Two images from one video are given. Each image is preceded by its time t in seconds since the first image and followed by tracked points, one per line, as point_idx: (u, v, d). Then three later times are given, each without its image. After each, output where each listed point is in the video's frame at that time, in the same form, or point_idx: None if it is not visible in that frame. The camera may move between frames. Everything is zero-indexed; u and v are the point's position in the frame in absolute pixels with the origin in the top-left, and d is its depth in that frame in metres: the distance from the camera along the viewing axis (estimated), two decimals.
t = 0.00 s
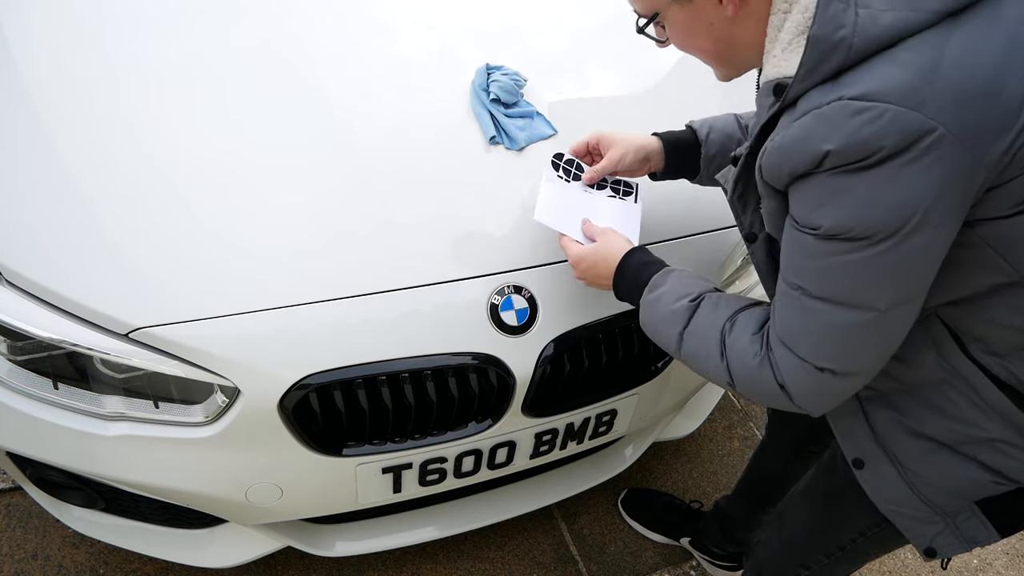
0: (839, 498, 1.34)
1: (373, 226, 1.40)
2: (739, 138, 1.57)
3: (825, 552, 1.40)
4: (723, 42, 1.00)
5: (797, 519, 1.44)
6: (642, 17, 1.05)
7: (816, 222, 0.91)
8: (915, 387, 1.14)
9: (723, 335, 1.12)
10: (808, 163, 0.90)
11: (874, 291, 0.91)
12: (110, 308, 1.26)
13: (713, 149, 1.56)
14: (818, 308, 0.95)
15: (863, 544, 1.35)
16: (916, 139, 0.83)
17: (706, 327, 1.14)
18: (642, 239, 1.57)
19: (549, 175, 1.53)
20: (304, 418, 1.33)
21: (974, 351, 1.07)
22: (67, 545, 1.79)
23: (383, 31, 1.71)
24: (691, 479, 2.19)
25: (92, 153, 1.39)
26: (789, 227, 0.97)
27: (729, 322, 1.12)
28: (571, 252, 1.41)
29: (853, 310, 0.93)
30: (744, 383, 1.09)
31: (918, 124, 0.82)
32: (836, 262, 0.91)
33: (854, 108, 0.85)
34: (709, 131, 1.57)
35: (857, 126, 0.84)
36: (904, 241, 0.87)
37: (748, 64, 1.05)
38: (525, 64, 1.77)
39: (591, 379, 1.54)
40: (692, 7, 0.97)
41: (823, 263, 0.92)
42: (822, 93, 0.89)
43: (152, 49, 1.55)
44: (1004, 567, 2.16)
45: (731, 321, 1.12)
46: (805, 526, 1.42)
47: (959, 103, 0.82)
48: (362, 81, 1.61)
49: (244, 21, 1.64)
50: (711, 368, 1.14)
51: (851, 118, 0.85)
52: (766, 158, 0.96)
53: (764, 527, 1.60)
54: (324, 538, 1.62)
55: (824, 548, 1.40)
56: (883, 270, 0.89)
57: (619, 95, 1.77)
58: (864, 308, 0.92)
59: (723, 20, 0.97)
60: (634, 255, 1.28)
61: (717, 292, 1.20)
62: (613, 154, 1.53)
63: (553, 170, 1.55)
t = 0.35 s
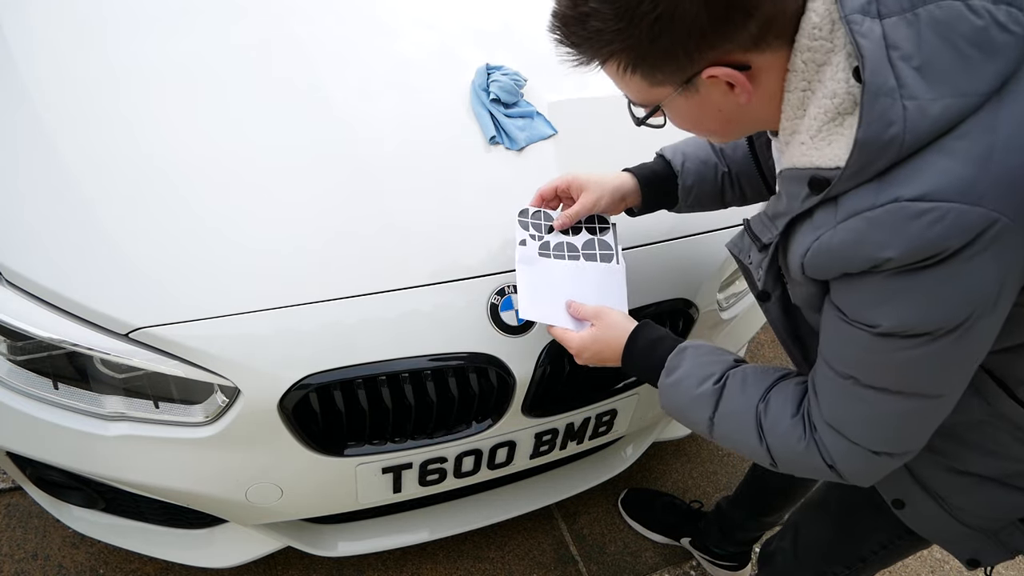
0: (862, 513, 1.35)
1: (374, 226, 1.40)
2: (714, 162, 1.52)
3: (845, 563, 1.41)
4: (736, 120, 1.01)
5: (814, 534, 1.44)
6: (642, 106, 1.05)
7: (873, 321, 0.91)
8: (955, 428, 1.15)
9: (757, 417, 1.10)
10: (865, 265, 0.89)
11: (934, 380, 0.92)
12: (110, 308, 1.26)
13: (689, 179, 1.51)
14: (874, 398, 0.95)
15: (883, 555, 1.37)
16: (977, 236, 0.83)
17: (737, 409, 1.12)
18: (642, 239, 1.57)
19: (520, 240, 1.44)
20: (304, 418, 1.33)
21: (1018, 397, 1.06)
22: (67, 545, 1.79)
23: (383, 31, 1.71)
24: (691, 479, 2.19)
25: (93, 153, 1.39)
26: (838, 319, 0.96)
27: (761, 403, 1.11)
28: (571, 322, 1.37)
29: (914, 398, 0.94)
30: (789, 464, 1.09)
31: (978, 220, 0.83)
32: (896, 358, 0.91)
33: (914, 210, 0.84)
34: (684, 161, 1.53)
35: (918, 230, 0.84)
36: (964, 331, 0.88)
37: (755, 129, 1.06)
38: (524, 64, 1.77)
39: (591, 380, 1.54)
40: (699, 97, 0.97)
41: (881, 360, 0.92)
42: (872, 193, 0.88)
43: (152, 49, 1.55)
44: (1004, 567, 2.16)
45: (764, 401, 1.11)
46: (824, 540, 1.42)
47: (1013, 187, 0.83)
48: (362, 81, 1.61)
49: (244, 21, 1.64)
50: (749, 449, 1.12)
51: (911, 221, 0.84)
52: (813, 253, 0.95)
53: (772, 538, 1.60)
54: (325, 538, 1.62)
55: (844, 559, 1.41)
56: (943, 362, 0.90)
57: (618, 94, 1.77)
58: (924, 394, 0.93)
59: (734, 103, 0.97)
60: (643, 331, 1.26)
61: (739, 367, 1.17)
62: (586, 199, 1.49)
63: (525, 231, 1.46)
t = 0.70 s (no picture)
0: (867, 517, 1.34)
1: (374, 226, 1.40)
2: (715, 171, 1.52)
3: (850, 565, 1.42)
4: (751, 148, 1.02)
5: (818, 537, 1.43)
6: (654, 139, 1.05)
7: (901, 350, 0.92)
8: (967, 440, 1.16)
9: (770, 438, 1.10)
10: (896, 297, 0.89)
11: (957, 406, 0.95)
12: (110, 308, 1.26)
13: (691, 190, 1.51)
14: (898, 424, 0.96)
15: (887, 555, 1.37)
16: (1005, 268, 0.86)
17: (748, 430, 1.12)
18: (642, 239, 1.57)
19: (516, 257, 1.43)
20: (304, 418, 1.33)
21: None
22: (67, 545, 1.79)
23: (383, 31, 1.71)
24: (691, 479, 2.19)
25: (93, 154, 1.39)
26: (863, 348, 0.97)
27: (773, 423, 1.11)
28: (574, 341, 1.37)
29: (937, 423, 0.96)
30: (803, 484, 1.09)
31: (1010, 251, 0.85)
32: (922, 386, 0.92)
33: (947, 243, 0.85)
34: (684, 173, 1.53)
35: (953, 263, 0.85)
36: (987, 357, 0.91)
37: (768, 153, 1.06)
38: (524, 64, 1.77)
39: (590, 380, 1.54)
40: (714, 130, 0.98)
41: (908, 387, 0.93)
42: (902, 225, 0.88)
43: (153, 50, 1.55)
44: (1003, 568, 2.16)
45: (777, 422, 1.10)
46: (828, 543, 1.42)
47: None
48: (363, 81, 1.61)
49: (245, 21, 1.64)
50: (761, 470, 1.12)
51: (945, 254, 0.85)
52: (838, 284, 0.94)
53: (773, 540, 1.59)
54: (325, 538, 1.62)
55: (848, 560, 1.41)
56: (966, 387, 0.93)
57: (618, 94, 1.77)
58: (946, 420, 0.96)
59: (750, 132, 0.98)
60: (650, 350, 1.26)
61: (748, 386, 1.17)
62: (585, 215, 1.47)
63: (521, 247, 1.45)
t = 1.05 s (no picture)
0: (870, 519, 1.34)
1: (375, 226, 1.40)
2: (723, 181, 1.52)
3: (852, 565, 1.42)
4: (758, 158, 1.01)
5: (821, 538, 1.43)
6: (660, 152, 1.05)
7: (911, 359, 0.92)
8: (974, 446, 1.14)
9: (779, 449, 1.10)
10: (905, 306, 0.89)
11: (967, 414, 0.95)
12: (110, 308, 1.26)
13: (700, 203, 1.51)
14: (908, 432, 0.96)
15: (888, 556, 1.37)
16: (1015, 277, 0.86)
17: (756, 442, 1.12)
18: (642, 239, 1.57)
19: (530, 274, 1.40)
20: (305, 418, 1.33)
21: None
22: (67, 545, 1.79)
23: (383, 32, 1.72)
24: (691, 479, 2.19)
25: (93, 154, 1.39)
26: (872, 356, 0.97)
27: (782, 434, 1.10)
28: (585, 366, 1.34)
29: (947, 431, 0.96)
30: (814, 494, 1.09)
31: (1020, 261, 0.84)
32: (932, 395, 0.92)
33: (956, 254, 0.85)
34: (692, 185, 1.52)
35: (963, 273, 0.84)
36: (997, 365, 0.91)
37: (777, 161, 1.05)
38: (524, 64, 1.77)
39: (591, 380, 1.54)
40: (719, 143, 0.97)
41: (918, 397, 0.93)
42: (912, 234, 0.88)
43: (153, 50, 1.55)
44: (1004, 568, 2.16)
45: (785, 433, 1.10)
46: (830, 543, 1.42)
47: None
48: (363, 81, 1.61)
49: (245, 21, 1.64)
50: (770, 480, 1.12)
51: (955, 264, 0.85)
52: (848, 293, 0.94)
53: (775, 540, 1.59)
54: (325, 537, 1.62)
55: (850, 561, 1.41)
56: (975, 395, 0.93)
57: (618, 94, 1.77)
58: (956, 428, 0.96)
59: (755, 143, 0.97)
60: (657, 370, 1.24)
61: (754, 398, 1.16)
62: (596, 235, 1.44)
63: (534, 265, 1.42)
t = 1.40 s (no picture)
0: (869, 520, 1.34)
1: (374, 227, 1.40)
2: (739, 185, 1.53)
3: (852, 565, 1.42)
4: (749, 159, 1.02)
5: (820, 538, 1.43)
6: (652, 151, 1.06)
7: (921, 370, 0.91)
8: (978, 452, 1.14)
9: (805, 466, 1.09)
10: (904, 314, 0.88)
11: (985, 423, 0.92)
12: (111, 308, 1.26)
13: (717, 207, 1.52)
14: (922, 442, 0.95)
15: (889, 556, 1.37)
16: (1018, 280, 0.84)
17: (783, 458, 1.11)
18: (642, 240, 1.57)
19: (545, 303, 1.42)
20: (305, 419, 1.33)
21: None
22: (67, 545, 1.79)
23: (384, 32, 1.72)
24: (691, 478, 2.19)
25: (93, 154, 1.39)
26: (883, 368, 0.96)
27: (807, 449, 1.10)
28: (612, 380, 1.36)
29: (966, 440, 0.94)
30: (842, 509, 1.07)
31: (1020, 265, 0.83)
32: (945, 406, 0.91)
33: (955, 261, 0.84)
34: (709, 190, 1.53)
35: (963, 279, 0.83)
36: (1013, 371, 0.89)
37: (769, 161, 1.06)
38: (524, 64, 1.78)
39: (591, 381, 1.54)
40: (710, 142, 0.98)
41: (929, 407, 0.92)
42: (911, 242, 0.87)
43: (153, 49, 1.55)
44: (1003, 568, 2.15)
45: (810, 448, 1.09)
46: (829, 544, 1.42)
47: None
48: (363, 81, 1.61)
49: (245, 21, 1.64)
50: (800, 497, 1.11)
51: (953, 271, 0.84)
52: (849, 301, 0.94)
53: (775, 540, 1.60)
54: (325, 538, 1.62)
55: (851, 561, 1.41)
56: (991, 404, 0.91)
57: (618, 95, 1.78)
58: (976, 437, 0.94)
59: (747, 144, 0.98)
60: (686, 384, 1.25)
61: (782, 413, 1.16)
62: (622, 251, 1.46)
63: (546, 291, 1.43)
